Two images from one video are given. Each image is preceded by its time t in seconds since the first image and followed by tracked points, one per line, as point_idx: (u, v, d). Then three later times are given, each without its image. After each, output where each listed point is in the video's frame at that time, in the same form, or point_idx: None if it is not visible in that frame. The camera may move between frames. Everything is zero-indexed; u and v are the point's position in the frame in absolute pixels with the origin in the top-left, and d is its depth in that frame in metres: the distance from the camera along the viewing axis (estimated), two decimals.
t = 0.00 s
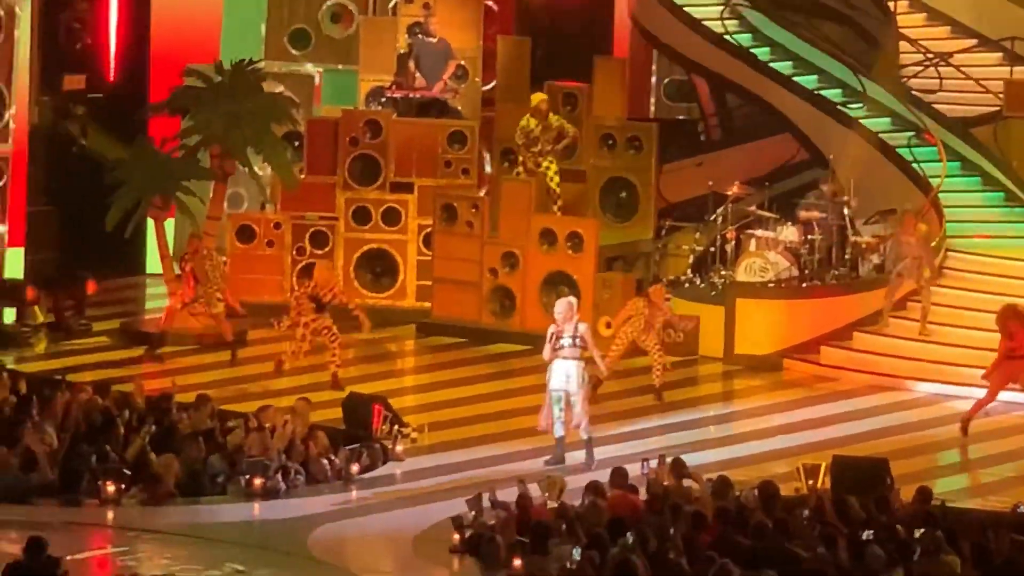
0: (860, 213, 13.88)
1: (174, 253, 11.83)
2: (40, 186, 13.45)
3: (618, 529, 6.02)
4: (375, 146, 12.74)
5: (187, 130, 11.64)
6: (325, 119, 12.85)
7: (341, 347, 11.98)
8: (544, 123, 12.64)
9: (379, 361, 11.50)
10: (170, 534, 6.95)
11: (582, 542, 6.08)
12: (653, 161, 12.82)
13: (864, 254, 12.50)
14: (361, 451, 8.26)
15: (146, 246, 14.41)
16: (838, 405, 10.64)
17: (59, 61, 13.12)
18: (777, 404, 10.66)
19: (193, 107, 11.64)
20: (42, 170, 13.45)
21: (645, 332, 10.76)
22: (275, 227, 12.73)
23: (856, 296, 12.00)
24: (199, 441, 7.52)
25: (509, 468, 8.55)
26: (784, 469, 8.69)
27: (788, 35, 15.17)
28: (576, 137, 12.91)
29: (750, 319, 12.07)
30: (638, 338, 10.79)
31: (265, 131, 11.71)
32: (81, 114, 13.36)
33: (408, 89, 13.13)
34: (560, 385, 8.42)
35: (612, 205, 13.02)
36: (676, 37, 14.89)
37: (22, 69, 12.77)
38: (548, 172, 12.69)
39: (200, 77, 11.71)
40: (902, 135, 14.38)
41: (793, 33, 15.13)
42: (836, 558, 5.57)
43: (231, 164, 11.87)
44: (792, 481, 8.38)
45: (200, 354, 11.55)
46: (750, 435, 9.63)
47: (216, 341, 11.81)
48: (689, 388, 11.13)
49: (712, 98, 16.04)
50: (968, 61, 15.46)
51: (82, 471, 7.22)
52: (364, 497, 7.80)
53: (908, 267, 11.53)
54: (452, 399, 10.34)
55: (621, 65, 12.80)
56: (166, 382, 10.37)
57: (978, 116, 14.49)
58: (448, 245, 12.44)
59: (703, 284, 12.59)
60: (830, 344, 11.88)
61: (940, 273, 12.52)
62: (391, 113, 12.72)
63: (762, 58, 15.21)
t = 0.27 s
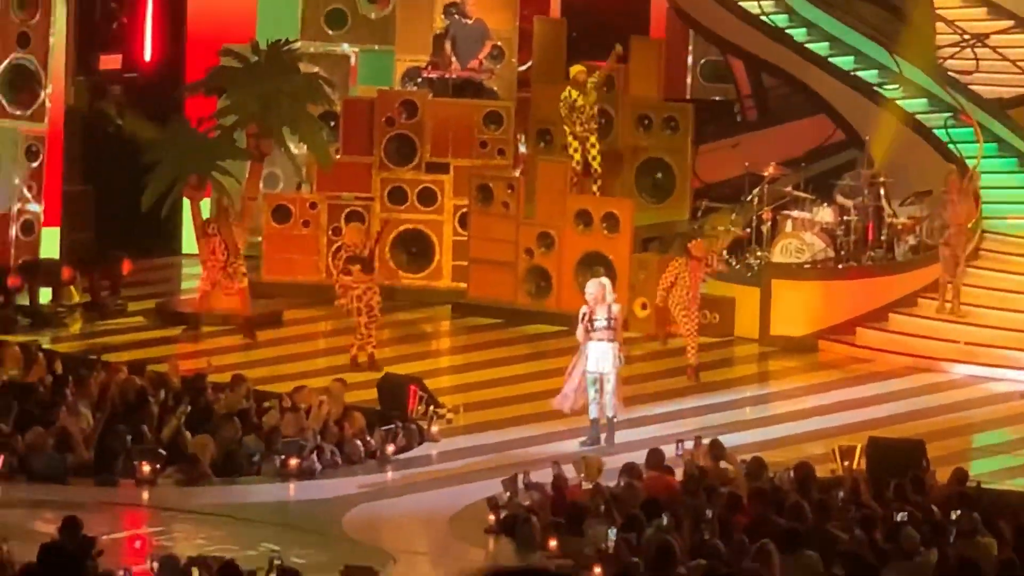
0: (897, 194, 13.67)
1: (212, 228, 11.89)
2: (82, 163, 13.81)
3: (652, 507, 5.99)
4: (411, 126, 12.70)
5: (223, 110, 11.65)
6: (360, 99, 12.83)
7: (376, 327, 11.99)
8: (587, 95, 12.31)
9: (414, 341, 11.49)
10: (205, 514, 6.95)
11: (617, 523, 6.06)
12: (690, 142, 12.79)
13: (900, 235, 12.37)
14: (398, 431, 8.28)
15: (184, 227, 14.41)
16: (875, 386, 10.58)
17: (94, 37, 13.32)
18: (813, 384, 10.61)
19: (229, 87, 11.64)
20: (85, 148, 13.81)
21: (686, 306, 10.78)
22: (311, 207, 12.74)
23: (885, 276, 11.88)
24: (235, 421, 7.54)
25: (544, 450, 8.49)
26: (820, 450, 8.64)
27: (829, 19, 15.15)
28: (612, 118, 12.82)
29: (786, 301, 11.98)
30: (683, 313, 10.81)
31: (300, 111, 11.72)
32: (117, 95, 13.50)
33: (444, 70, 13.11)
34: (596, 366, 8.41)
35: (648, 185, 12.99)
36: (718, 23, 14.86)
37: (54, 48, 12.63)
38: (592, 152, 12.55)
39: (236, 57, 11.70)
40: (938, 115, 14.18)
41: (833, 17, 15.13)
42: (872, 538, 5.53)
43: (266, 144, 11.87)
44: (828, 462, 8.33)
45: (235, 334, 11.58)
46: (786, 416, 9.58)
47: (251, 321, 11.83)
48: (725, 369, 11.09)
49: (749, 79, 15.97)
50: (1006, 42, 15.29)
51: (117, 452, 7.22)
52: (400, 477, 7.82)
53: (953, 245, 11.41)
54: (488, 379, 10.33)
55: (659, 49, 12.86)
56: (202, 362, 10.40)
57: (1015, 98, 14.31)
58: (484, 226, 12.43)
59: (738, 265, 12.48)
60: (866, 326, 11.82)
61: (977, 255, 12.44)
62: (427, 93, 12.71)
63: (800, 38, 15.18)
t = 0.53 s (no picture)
0: (915, 178, 13.59)
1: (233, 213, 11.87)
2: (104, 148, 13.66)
3: (674, 490, 5.97)
4: (432, 110, 12.71)
5: (244, 94, 11.65)
6: (382, 83, 12.88)
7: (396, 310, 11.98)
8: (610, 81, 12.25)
9: (435, 325, 11.49)
10: (226, 497, 6.95)
11: (638, 506, 6.05)
12: (710, 125, 12.73)
13: (921, 220, 12.26)
14: (419, 414, 8.28)
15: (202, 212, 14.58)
16: (896, 370, 10.54)
17: (118, 19, 13.02)
18: (834, 368, 10.57)
19: (249, 71, 11.62)
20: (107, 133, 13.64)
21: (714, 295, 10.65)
22: (332, 190, 12.76)
23: (906, 262, 11.92)
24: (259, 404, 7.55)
25: (564, 434, 8.48)
26: (841, 434, 8.62)
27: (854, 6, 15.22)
28: (632, 99, 12.72)
29: (809, 285, 11.91)
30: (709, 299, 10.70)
31: (322, 95, 11.72)
32: (138, 79, 13.09)
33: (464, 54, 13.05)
34: (612, 350, 8.41)
35: (668, 168, 12.95)
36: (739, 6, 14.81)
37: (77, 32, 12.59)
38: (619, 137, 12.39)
39: (256, 41, 11.69)
40: (960, 99, 14.16)
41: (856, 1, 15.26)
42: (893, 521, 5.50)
43: (287, 127, 11.87)
44: (849, 446, 8.31)
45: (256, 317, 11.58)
46: (807, 399, 9.56)
47: (271, 304, 11.84)
48: (746, 352, 11.06)
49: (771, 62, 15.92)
50: None
51: (138, 434, 7.21)
52: (420, 459, 7.83)
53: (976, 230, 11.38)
54: (509, 363, 10.31)
55: (678, 29, 12.62)
56: (223, 345, 10.42)
57: None
58: (505, 209, 12.41)
59: (759, 249, 12.46)
60: (887, 309, 11.79)
61: (999, 238, 12.39)
62: (448, 76, 12.70)
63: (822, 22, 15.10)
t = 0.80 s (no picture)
0: (926, 169, 13.70)
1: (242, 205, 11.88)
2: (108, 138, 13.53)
3: (684, 482, 5.97)
4: (442, 103, 12.68)
5: (253, 87, 11.65)
6: (392, 75, 12.80)
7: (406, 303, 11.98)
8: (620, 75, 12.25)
9: (445, 318, 11.48)
10: (236, 490, 6.97)
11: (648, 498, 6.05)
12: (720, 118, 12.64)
13: (931, 211, 12.30)
14: (429, 407, 8.29)
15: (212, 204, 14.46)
16: (906, 362, 10.52)
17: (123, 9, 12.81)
18: (844, 360, 10.56)
19: (258, 64, 11.63)
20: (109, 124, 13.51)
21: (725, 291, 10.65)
22: (342, 182, 12.73)
23: (917, 253, 11.87)
24: (268, 397, 7.63)
25: (572, 427, 8.46)
26: (851, 426, 8.60)
27: None
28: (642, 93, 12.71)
29: (818, 276, 11.90)
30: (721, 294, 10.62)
31: (331, 88, 11.73)
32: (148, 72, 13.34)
33: (473, 45, 13.29)
34: (620, 346, 8.24)
35: (678, 161, 12.90)
36: None
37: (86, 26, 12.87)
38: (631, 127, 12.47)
39: (265, 33, 11.68)
40: (969, 91, 14.19)
41: None
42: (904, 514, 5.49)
43: (296, 120, 11.88)
44: (858, 438, 8.30)
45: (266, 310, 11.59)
46: (817, 392, 9.53)
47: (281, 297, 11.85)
48: (756, 345, 11.05)
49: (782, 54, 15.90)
50: None
51: (148, 427, 7.26)
52: (430, 452, 7.84)
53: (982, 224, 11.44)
54: (519, 356, 10.31)
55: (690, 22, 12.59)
56: (233, 338, 10.43)
57: None
58: (515, 201, 12.41)
59: (769, 241, 12.44)
60: (897, 300, 11.77)
61: (1009, 230, 12.37)
62: (457, 69, 12.66)
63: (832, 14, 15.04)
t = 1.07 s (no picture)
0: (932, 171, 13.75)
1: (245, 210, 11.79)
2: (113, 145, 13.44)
3: (691, 486, 5.97)
4: (448, 106, 12.72)
5: (259, 90, 11.65)
6: (399, 79, 12.89)
7: (412, 306, 11.97)
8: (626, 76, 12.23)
9: (451, 321, 11.48)
10: (242, 493, 6.96)
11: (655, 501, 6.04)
12: (726, 121, 12.63)
13: (938, 214, 12.30)
14: (436, 410, 8.30)
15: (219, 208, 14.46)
16: (912, 364, 10.50)
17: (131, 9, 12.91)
18: (851, 363, 10.54)
19: (264, 67, 11.62)
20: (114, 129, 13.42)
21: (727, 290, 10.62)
22: (348, 186, 12.77)
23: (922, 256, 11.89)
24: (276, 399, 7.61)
25: (579, 430, 8.46)
26: (857, 429, 8.59)
27: None
28: (649, 97, 12.82)
29: (825, 279, 11.91)
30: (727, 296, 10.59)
31: (337, 91, 11.73)
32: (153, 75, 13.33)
33: (480, 49, 13.11)
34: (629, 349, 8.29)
35: (684, 164, 12.89)
36: None
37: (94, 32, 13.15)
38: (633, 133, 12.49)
39: (272, 36, 11.68)
40: (975, 94, 14.19)
41: None
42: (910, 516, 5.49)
43: (303, 124, 11.88)
44: (865, 441, 8.29)
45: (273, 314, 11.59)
46: (824, 395, 9.52)
47: (287, 301, 11.85)
48: (762, 347, 11.04)
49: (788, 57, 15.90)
50: None
51: (157, 431, 7.24)
52: (437, 455, 7.83)
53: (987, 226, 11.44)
54: (526, 359, 10.30)
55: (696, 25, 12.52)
56: (239, 342, 10.43)
57: None
58: (521, 204, 12.41)
59: (776, 244, 12.44)
60: (903, 303, 11.74)
61: (1015, 233, 12.36)
62: (464, 72, 12.67)
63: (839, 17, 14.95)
